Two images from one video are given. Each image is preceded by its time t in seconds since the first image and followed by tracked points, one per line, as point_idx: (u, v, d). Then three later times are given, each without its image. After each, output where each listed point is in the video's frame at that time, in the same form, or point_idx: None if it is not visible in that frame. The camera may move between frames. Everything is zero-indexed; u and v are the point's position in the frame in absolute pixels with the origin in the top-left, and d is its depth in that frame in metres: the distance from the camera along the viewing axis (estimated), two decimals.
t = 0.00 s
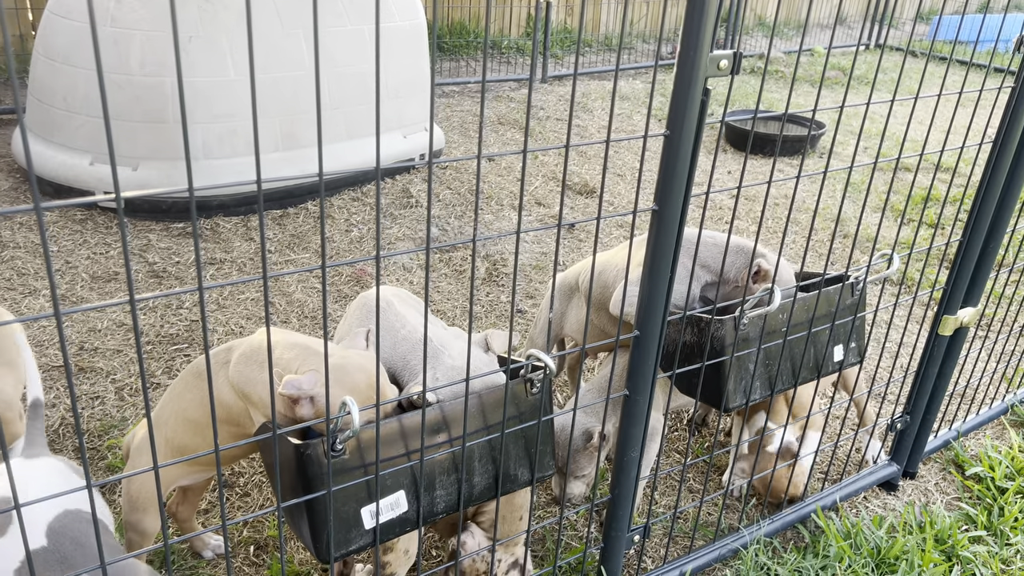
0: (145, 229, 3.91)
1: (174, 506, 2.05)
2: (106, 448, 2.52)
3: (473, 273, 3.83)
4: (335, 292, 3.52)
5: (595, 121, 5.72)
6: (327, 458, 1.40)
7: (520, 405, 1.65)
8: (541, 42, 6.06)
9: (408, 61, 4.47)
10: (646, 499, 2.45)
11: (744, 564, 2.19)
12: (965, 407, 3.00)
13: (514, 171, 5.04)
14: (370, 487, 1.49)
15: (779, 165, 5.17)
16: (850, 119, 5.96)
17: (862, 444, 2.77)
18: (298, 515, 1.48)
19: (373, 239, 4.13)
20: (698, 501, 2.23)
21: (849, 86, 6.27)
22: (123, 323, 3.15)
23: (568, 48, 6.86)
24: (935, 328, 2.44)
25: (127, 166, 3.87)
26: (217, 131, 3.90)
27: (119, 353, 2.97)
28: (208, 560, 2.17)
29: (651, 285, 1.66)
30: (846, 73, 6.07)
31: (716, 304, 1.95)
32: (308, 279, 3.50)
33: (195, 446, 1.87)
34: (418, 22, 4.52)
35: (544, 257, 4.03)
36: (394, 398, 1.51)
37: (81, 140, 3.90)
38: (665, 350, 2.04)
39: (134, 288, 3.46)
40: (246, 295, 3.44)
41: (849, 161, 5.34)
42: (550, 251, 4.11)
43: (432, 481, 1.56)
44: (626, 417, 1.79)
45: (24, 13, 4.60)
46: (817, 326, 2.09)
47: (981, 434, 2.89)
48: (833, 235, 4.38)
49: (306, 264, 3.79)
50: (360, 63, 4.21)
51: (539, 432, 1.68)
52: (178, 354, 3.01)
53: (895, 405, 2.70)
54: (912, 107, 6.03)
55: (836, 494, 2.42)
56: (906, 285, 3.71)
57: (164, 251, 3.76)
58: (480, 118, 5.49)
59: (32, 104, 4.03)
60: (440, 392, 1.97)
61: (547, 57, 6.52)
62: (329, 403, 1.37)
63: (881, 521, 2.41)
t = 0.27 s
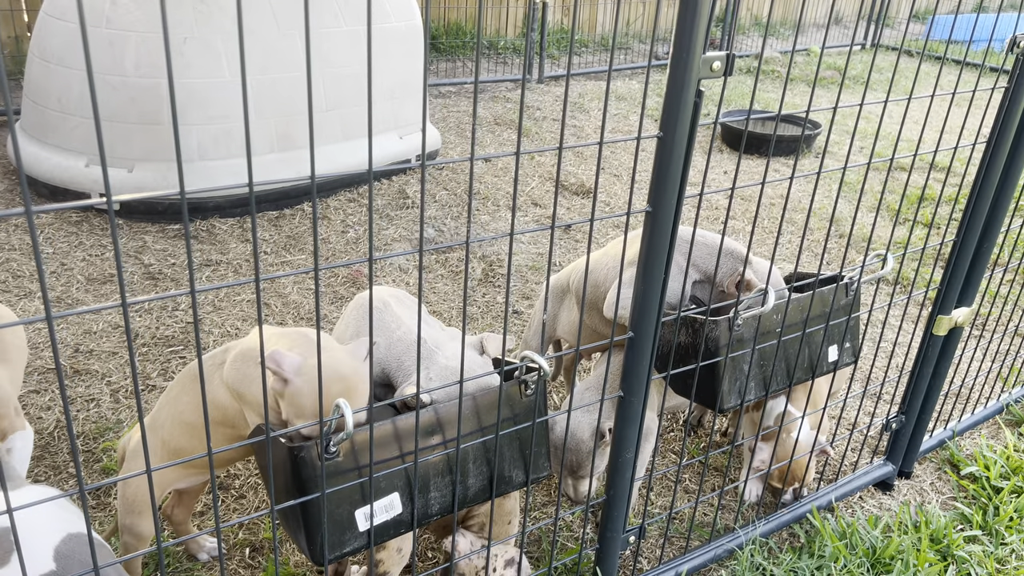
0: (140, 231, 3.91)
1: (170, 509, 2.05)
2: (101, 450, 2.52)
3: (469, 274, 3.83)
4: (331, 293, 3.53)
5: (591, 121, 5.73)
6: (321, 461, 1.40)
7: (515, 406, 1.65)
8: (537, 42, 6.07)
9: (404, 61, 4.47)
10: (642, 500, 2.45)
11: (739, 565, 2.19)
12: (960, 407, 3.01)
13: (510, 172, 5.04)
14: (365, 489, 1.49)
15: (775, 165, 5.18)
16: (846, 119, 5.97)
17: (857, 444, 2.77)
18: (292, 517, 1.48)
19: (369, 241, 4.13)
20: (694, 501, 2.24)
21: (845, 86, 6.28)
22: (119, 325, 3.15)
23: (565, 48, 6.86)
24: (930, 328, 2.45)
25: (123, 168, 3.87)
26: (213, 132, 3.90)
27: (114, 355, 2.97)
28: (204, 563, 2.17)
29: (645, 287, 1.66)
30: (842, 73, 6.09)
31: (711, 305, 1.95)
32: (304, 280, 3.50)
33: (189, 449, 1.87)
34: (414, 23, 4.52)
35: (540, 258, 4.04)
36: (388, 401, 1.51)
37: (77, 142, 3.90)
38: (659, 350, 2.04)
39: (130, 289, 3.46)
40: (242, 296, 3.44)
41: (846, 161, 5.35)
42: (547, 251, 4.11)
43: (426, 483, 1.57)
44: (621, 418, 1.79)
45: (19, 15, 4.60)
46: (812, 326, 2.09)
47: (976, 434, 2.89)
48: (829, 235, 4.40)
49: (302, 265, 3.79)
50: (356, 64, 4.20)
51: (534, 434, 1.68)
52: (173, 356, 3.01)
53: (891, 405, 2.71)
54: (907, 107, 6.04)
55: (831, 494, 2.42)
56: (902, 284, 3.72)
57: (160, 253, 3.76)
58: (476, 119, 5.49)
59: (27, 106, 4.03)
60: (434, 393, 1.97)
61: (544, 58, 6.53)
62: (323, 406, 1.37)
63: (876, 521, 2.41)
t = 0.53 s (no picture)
0: (137, 233, 3.91)
1: (167, 512, 2.05)
2: (97, 454, 2.52)
3: (466, 276, 3.84)
4: (329, 295, 3.53)
5: (588, 123, 5.74)
6: (316, 464, 1.40)
7: (510, 409, 1.65)
8: (534, 44, 6.08)
9: (401, 63, 4.48)
10: (638, 502, 2.45)
11: (736, 566, 2.20)
12: (956, 408, 3.02)
13: (508, 174, 5.05)
14: (360, 492, 1.49)
15: (772, 166, 5.19)
16: (843, 120, 5.99)
17: (853, 445, 2.78)
18: (288, 521, 1.48)
19: (366, 243, 4.14)
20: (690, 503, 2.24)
21: (842, 87, 6.30)
22: (116, 328, 3.15)
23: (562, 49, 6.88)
24: (925, 329, 2.45)
25: (119, 170, 3.87)
26: (210, 134, 3.90)
27: (111, 358, 2.97)
28: (201, 566, 2.16)
29: (639, 290, 1.67)
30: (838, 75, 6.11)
31: (706, 307, 1.95)
32: (301, 283, 3.51)
33: (184, 451, 1.87)
34: (411, 25, 4.53)
35: (537, 260, 4.04)
36: (383, 404, 1.51)
37: (73, 145, 3.90)
38: (654, 352, 2.05)
39: (127, 292, 3.46)
40: (240, 299, 3.45)
41: (842, 162, 5.37)
42: (545, 253, 4.12)
43: (422, 486, 1.57)
44: (616, 420, 1.79)
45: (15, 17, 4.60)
46: (807, 328, 2.09)
47: (972, 435, 2.90)
48: (826, 237, 4.42)
49: (299, 268, 3.79)
50: (353, 66, 4.21)
51: (529, 437, 1.68)
52: (170, 358, 3.01)
53: (886, 406, 2.72)
54: (904, 108, 6.06)
55: (828, 496, 2.43)
56: (898, 285, 3.73)
57: (157, 255, 3.76)
58: (474, 121, 5.50)
59: (24, 109, 4.03)
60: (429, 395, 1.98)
61: (541, 60, 6.54)
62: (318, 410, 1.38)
63: (873, 522, 2.42)
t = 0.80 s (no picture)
0: (136, 236, 3.92)
1: (165, 514, 2.06)
2: (95, 456, 2.52)
3: (465, 278, 3.84)
4: (327, 297, 3.54)
5: (587, 124, 5.75)
6: (312, 466, 1.41)
7: (506, 411, 1.66)
8: (533, 46, 6.10)
9: (400, 66, 4.49)
10: (635, 503, 2.46)
11: (732, 567, 2.20)
12: (953, 409, 3.03)
13: (506, 175, 5.06)
14: (356, 494, 1.49)
15: (771, 168, 5.21)
16: (842, 122, 6.00)
17: (849, 446, 2.79)
18: (284, 523, 1.49)
19: (365, 245, 4.15)
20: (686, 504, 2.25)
21: (840, 88, 6.32)
22: (115, 331, 3.16)
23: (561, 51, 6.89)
24: (921, 330, 2.46)
25: (118, 173, 3.89)
26: (208, 137, 3.92)
27: (109, 361, 2.98)
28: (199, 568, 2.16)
29: (634, 292, 1.67)
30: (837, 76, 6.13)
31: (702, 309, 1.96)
32: (300, 285, 3.52)
33: (180, 453, 1.88)
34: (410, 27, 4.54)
35: (536, 261, 4.05)
36: (378, 406, 1.52)
37: (73, 148, 3.91)
38: (650, 354, 2.06)
39: (126, 295, 3.47)
40: (239, 301, 3.46)
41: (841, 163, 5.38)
42: (544, 255, 4.13)
43: (418, 488, 1.57)
44: (612, 422, 1.80)
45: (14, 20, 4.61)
46: (803, 330, 2.10)
47: (968, 435, 2.91)
48: (825, 238, 4.44)
49: (298, 270, 3.80)
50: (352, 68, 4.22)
51: (525, 438, 1.69)
52: (169, 360, 3.01)
53: (883, 407, 2.72)
54: (902, 109, 6.08)
55: (824, 497, 2.43)
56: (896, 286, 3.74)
57: (156, 258, 3.77)
58: (473, 123, 5.51)
59: (23, 112, 4.04)
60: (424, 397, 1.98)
61: (540, 61, 6.56)
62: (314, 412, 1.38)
63: (869, 523, 2.42)
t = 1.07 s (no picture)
0: (137, 237, 3.93)
1: (166, 512, 2.07)
2: (97, 455, 2.54)
3: (466, 279, 3.85)
4: (328, 298, 3.56)
5: (589, 125, 5.76)
6: (311, 465, 1.42)
7: (504, 410, 1.67)
8: (535, 47, 6.11)
9: (402, 67, 4.52)
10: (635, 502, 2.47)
11: (730, 566, 2.21)
12: (951, 409, 3.03)
13: (507, 176, 5.08)
14: (355, 492, 1.51)
15: (772, 169, 5.22)
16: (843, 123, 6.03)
17: (847, 446, 2.79)
18: (284, 521, 1.50)
19: (365, 246, 4.16)
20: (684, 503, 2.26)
21: (841, 89, 6.34)
22: (115, 331, 3.17)
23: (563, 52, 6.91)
24: (918, 330, 2.47)
25: (120, 174, 3.91)
26: (210, 138, 3.94)
27: (111, 361, 2.99)
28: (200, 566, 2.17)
29: (632, 291, 1.68)
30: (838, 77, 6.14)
31: (699, 309, 1.97)
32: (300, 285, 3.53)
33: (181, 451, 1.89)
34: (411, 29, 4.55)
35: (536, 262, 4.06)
36: (377, 405, 1.53)
37: (74, 149, 3.93)
38: (648, 354, 2.07)
39: (127, 295, 3.48)
40: (241, 302, 3.47)
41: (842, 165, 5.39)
42: (545, 255, 4.14)
43: (416, 486, 1.58)
44: (609, 421, 1.81)
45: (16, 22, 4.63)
46: (800, 330, 2.11)
47: (967, 435, 2.91)
48: (825, 239, 4.46)
49: (299, 270, 3.82)
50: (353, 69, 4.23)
51: (523, 437, 1.70)
52: (170, 361, 3.03)
53: (881, 406, 2.73)
54: (903, 110, 6.09)
55: (822, 496, 2.44)
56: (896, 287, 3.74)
57: (157, 259, 3.79)
58: (475, 124, 5.53)
59: (24, 114, 4.05)
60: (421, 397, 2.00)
61: (541, 62, 6.58)
62: (312, 410, 1.40)
63: (867, 522, 2.43)
